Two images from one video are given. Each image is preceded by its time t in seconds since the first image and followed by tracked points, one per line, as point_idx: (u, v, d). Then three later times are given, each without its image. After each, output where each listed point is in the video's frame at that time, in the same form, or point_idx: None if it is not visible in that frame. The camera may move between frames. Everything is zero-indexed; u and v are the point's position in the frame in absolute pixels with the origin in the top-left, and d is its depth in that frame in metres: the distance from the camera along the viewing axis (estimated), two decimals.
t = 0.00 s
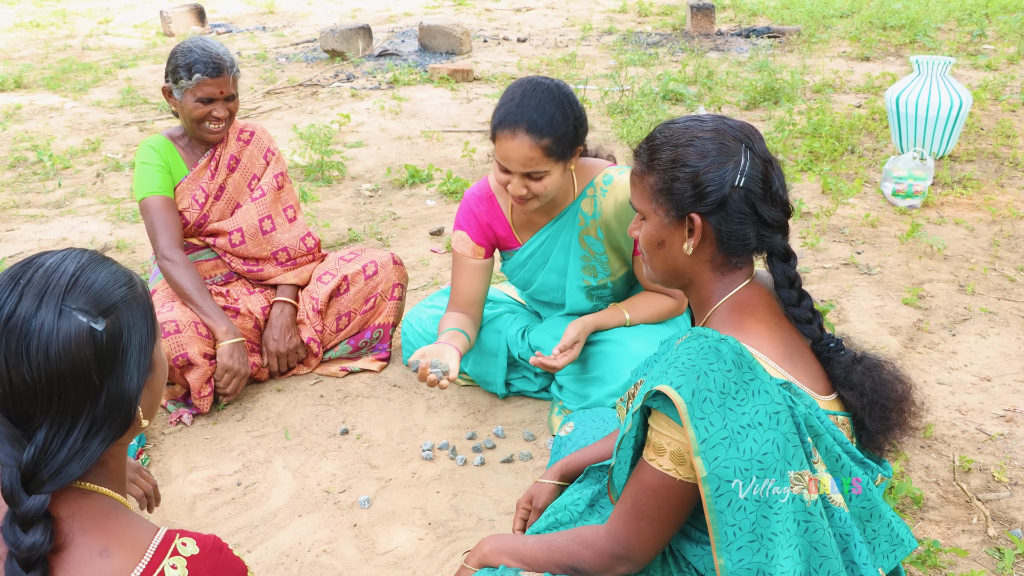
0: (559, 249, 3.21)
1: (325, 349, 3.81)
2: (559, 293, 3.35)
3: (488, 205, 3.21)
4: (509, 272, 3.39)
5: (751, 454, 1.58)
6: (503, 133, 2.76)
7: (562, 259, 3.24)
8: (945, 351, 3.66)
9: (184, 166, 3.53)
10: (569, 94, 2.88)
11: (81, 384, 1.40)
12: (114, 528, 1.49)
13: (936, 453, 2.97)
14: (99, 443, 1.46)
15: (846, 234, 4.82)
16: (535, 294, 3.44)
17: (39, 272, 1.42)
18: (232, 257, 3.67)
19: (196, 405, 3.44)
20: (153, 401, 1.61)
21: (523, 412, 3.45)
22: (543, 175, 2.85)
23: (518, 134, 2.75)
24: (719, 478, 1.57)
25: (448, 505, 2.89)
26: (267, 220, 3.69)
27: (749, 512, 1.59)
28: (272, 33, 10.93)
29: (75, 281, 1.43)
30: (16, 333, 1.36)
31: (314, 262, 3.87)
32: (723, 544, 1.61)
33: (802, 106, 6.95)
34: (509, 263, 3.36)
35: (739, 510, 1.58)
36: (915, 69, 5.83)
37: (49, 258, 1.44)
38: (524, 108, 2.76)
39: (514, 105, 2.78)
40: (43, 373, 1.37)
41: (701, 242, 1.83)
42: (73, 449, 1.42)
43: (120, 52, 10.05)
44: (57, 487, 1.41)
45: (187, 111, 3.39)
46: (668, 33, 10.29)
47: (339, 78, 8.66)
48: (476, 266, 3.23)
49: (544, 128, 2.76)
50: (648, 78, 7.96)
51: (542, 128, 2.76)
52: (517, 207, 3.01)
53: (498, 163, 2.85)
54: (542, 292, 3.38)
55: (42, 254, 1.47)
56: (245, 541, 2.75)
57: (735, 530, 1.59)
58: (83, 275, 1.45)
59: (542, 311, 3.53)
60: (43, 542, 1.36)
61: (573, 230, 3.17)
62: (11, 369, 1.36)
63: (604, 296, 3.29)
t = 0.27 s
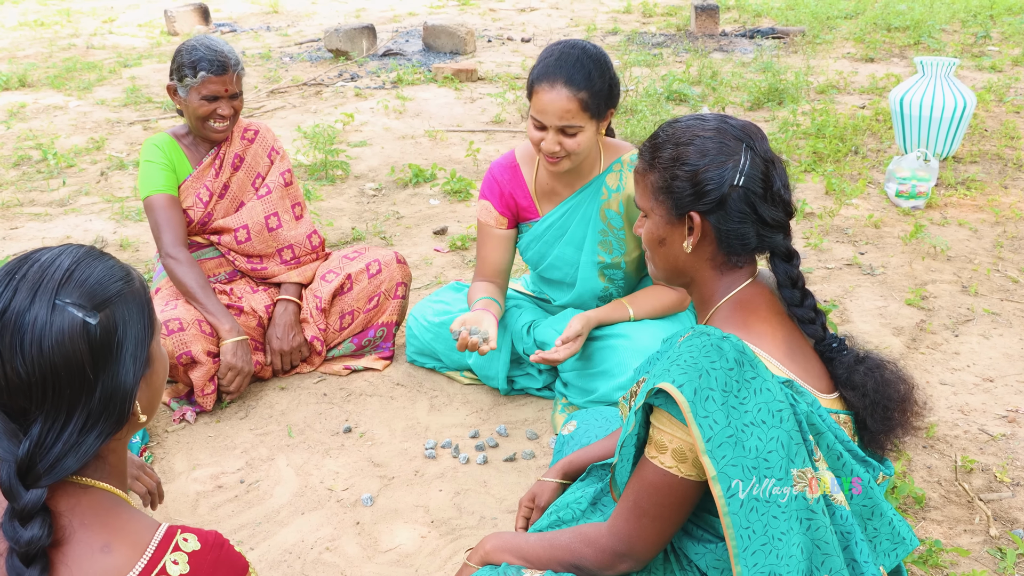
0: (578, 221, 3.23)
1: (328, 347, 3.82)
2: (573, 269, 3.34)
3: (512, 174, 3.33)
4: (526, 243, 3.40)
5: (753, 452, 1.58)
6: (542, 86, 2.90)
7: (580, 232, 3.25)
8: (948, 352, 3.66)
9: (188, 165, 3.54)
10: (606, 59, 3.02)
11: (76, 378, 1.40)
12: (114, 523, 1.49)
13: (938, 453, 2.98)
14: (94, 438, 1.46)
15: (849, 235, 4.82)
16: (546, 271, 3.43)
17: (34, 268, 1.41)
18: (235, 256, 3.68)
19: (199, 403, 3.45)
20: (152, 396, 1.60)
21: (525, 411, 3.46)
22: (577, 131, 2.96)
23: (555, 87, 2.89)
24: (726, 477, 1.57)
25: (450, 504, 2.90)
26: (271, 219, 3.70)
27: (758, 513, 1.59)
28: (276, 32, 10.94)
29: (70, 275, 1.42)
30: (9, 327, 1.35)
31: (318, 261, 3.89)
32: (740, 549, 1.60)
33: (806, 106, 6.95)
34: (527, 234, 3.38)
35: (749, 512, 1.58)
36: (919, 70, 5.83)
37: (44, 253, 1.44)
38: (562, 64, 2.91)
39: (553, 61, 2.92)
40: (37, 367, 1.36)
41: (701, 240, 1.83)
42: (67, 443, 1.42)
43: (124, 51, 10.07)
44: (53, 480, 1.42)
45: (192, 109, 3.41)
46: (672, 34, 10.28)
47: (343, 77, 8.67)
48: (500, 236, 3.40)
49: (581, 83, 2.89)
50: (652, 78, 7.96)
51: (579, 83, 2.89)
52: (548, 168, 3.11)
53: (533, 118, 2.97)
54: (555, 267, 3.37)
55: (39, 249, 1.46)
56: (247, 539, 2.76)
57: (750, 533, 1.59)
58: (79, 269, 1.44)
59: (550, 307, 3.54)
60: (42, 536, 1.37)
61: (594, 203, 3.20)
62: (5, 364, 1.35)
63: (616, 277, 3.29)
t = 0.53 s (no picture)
0: (591, 203, 3.23)
1: (328, 344, 3.82)
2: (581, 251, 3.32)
3: (532, 152, 3.38)
4: (539, 223, 3.38)
5: (749, 452, 1.59)
6: (556, 64, 2.95)
7: (593, 213, 3.24)
8: (947, 350, 3.67)
9: (189, 162, 3.54)
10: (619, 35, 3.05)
11: (69, 373, 1.39)
12: (112, 518, 1.50)
13: (936, 451, 2.98)
14: (89, 433, 1.45)
15: (849, 233, 4.82)
16: (553, 253, 3.40)
17: (29, 262, 1.42)
18: (235, 253, 3.68)
19: (200, 400, 3.45)
20: (148, 392, 1.60)
21: (525, 408, 3.46)
22: (594, 107, 3.00)
23: (570, 64, 2.93)
24: (717, 475, 1.58)
25: (450, 501, 2.91)
26: (271, 216, 3.71)
27: (748, 510, 1.60)
28: (277, 30, 10.94)
29: (63, 270, 1.42)
30: (3, 321, 1.36)
31: (318, 258, 3.90)
32: (722, 541, 1.62)
33: (807, 105, 6.95)
34: (540, 214, 3.38)
35: (738, 508, 1.60)
36: (919, 69, 5.84)
37: (39, 248, 1.44)
38: (574, 41, 2.95)
39: (566, 40, 2.97)
40: (30, 361, 1.36)
41: (671, 230, 1.89)
42: (62, 438, 1.42)
43: (125, 48, 10.07)
44: (49, 476, 1.42)
45: (193, 104, 3.41)
46: (673, 32, 10.28)
47: (344, 75, 8.67)
48: (519, 215, 3.45)
49: (594, 58, 2.93)
50: (653, 77, 7.96)
51: (593, 59, 2.93)
52: (568, 146, 3.13)
53: (551, 96, 3.02)
54: (563, 248, 3.35)
55: (33, 245, 1.47)
56: (248, 535, 2.77)
57: (734, 527, 1.61)
58: (73, 264, 1.44)
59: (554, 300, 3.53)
60: (37, 531, 1.37)
61: (608, 186, 3.21)
62: None
63: (624, 264, 3.29)
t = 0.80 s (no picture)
0: (591, 199, 3.22)
1: (327, 344, 3.83)
2: (582, 246, 3.31)
3: (531, 149, 3.38)
4: (539, 218, 3.39)
5: (746, 445, 1.59)
6: (550, 60, 2.95)
7: (593, 210, 3.24)
8: (946, 348, 3.67)
9: (188, 162, 3.54)
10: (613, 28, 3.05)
11: (66, 371, 1.39)
12: (112, 518, 1.50)
13: (935, 448, 2.98)
14: (88, 431, 1.45)
15: (848, 232, 4.83)
16: (554, 250, 3.39)
17: (26, 262, 1.42)
18: (234, 252, 3.68)
19: (199, 399, 3.45)
20: (147, 390, 1.60)
21: (525, 406, 3.47)
22: (589, 102, 2.99)
23: (563, 60, 2.93)
24: (715, 469, 1.58)
25: (450, 500, 2.91)
26: (270, 216, 3.71)
27: (747, 504, 1.60)
28: (276, 30, 10.94)
29: (60, 269, 1.42)
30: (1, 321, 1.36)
31: (317, 257, 3.90)
32: (724, 538, 1.62)
33: (805, 104, 6.96)
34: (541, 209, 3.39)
35: (739, 503, 1.60)
36: (917, 68, 5.84)
37: (36, 248, 1.44)
38: (567, 36, 2.95)
39: (559, 36, 2.97)
40: (28, 360, 1.36)
41: (667, 223, 1.91)
42: (60, 437, 1.42)
43: (124, 48, 10.05)
44: (48, 474, 1.42)
45: (192, 104, 3.41)
46: (672, 31, 10.28)
47: (343, 74, 8.67)
48: (518, 211, 3.44)
49: (587, 53, 2.92)
50: (652, 75, 7.96)
51: (586, 53, 2.92)
52: (567, 142, 3.13)
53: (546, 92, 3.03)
54: (564, 245, 3.34)
55: (31, 244, 1.47)
56: (247, 534, 2.77)
57: (733, 521, 1.60)
58: (70, 263, 1.44)
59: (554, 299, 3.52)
60: (37, 530, 1.37)
61: (609, 183, 3.19)
62: None
63: (625, 261, 3.27)
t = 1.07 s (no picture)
0: (590, 198, 3.24)
1: (327, 343, 3.83)
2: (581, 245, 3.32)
3: (528, 149, 3.38)
4: (535, 217, 3.40)
5: (748, 439, 1.59)
6: (546, 65, 2.93)
7: (592, 209, 3.25)
8: (946, 345, 3.67)
9: (187, 161, 3.54)
10: (606, 28, 3.03)
11: (68, 370, 1.39)
12: (114, 516, 1.50)
13: (936, 446, 2.99)
14: (90, 430, 1.45)
15: (848, 230, 4.83)
16: (553, 249, 3.41)
17: (27, 261, 1.42)
18: (234, 251, 3.68)
19: (199, 399, 3.45)
20: (149, 388, 1.59)
21: (525, 405, 3.47)
22: (587, 105, 2.99)
23: (559, 66, 2.92)
24: (720, 463, 1.57)
25: (450, 498, 2.91)
26: (270, 216, 3.71)
27: (748, 498, 1.60)
28: (274, 29, 10.93)
29: (61, 268, 1.42)
30: (2, 320, 1.36)
31: (317, 257, 3.90)
32: (728, 533, 1.61)
33: (805, 102, 6.95)
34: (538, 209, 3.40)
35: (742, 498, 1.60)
36: (917, 65, 5.84)
37: (38, 247, 1.44)
38: (562, 41, 2.94)
39: (554, 40, 2.95)
40: (30, 359, 1.36)
41: (672, 220, 1.91)
42: (63, 435, 1.42)
43: (123, 48, 10.05)
44: (50, 473, 1.42)
45: (191, 105, 3.40)
46: (671, 30, 10.27)
47: (342, 74, 8.66)
48: (513, 210, 3.47)
49: (582, 57, 2.91)
50: (651, 74, 7.95)
51: (582, 58, 2.91)
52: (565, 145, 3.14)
53: (542, 98, 3.02)
54: (564, 245, 3.35)
55: (32, 243, 1.46)
56: (248, 533, 2.77)
57: (735, 515, 1.60)
58: (71, 262, 1.44)
59: (552, 297, 3.56)
60: (40, 528, 1.37)
61: (607, 182, 3.21)
62: None
63: (624, 260, 3.30)
